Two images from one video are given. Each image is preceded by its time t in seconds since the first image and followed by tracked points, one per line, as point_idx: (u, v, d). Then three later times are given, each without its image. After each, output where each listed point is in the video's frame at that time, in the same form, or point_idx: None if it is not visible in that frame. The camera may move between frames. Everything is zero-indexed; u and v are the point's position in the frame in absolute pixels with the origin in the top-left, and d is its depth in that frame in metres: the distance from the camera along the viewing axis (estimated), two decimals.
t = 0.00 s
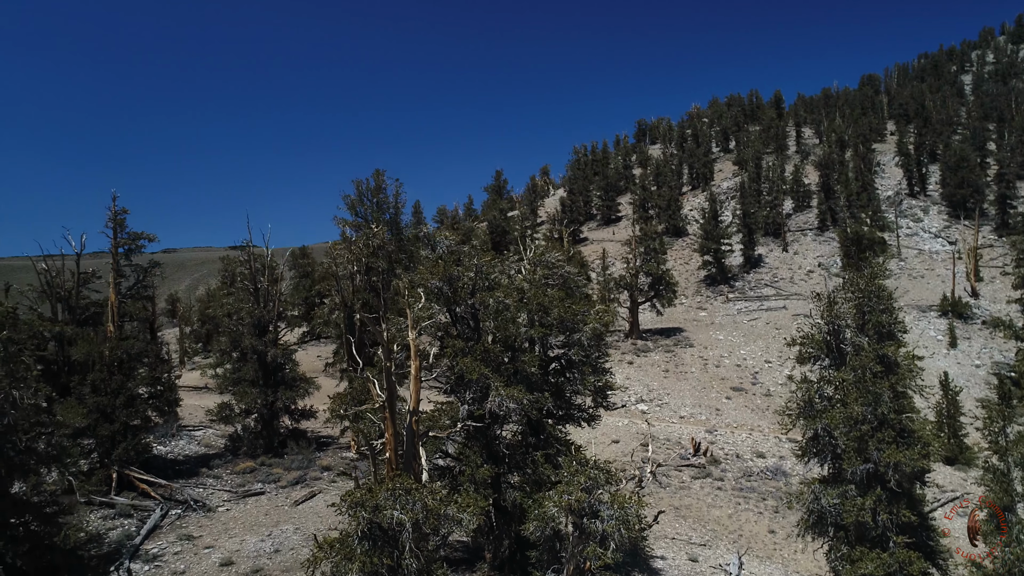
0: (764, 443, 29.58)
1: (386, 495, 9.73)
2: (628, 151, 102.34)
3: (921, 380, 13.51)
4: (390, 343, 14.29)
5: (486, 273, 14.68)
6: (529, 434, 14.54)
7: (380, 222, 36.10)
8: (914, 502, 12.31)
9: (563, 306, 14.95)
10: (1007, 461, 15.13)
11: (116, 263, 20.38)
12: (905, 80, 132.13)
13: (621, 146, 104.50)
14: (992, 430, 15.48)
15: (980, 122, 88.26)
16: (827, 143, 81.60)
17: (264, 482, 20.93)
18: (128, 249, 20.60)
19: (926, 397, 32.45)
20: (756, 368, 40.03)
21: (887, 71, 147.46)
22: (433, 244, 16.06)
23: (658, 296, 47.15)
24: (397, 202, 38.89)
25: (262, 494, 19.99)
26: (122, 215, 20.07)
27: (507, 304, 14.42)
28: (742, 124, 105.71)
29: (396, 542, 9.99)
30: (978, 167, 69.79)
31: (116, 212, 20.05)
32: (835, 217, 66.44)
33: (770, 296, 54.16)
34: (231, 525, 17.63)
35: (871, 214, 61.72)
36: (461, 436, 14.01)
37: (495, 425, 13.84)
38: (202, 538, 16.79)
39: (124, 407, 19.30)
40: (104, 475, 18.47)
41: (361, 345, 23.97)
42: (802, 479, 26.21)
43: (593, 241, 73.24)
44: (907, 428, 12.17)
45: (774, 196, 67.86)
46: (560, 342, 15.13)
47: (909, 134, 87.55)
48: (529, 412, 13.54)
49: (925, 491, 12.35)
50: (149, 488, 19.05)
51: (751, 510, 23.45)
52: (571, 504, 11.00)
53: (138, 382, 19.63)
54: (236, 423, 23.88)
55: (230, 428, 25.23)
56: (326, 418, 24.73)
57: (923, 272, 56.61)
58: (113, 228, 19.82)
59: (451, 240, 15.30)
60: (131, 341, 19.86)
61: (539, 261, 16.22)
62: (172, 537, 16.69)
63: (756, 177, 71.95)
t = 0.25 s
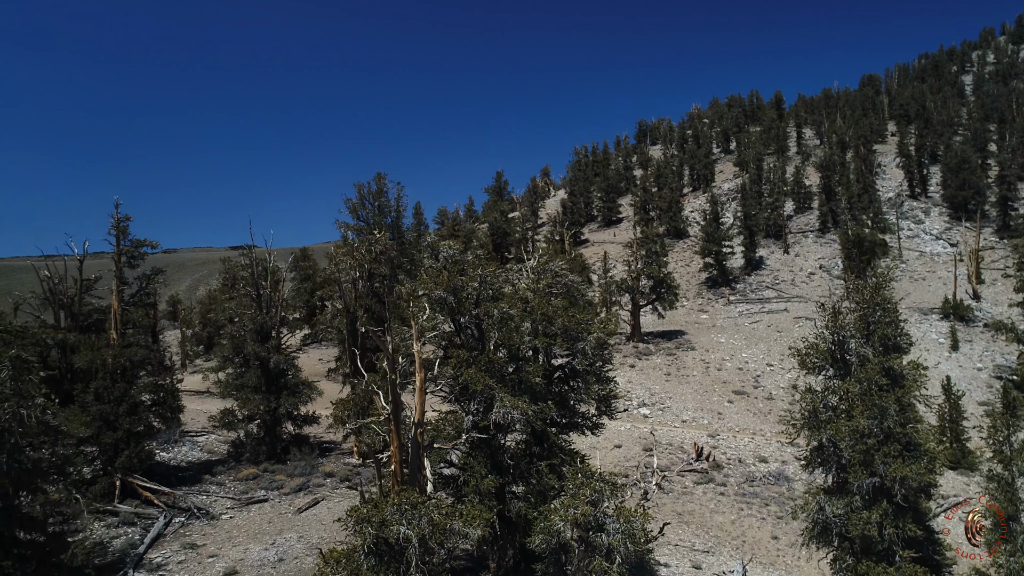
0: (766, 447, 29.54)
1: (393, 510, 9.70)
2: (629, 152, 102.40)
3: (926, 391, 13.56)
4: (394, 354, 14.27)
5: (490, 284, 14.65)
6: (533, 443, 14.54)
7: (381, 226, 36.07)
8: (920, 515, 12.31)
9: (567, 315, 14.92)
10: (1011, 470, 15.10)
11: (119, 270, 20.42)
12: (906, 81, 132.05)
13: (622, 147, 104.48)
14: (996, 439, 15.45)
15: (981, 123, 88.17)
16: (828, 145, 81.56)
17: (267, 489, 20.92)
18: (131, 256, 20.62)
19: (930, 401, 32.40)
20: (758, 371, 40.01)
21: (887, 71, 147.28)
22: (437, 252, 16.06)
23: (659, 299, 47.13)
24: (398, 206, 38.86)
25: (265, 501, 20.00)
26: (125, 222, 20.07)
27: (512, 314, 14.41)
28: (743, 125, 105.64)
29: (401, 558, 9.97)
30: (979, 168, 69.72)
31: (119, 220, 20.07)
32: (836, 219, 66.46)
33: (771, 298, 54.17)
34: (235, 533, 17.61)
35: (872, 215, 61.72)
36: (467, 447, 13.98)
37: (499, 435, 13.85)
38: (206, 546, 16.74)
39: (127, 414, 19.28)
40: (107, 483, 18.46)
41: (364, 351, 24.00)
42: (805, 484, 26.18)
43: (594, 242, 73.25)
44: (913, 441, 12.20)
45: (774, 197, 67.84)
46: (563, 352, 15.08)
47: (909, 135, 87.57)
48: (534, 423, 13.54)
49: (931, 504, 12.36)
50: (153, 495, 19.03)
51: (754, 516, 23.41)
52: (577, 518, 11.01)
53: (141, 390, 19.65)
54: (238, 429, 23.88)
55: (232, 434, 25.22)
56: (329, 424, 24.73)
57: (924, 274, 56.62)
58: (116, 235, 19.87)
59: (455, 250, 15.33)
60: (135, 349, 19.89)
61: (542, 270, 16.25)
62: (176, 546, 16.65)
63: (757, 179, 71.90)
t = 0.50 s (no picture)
0: (767, 450, 29.57)
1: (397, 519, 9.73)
2: (629, 153, 102.42)
3: (927, 398, 13.61)
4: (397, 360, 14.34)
5: (493, 290, 14.71)
6: (536, 449, 14.58)
7: (383, 229, 36.12)
8: (923, 523, 12.34)
9: (569, 321, 14.97)
10: (1014, 476, 15.07)
11: (121, 274, 20.47)
12: (907, 81, 131.98)
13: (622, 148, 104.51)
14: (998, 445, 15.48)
15: (982, 124, 88.13)
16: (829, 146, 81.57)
17: (269, 493, 20.96)
18: (133, 261, 20.68)
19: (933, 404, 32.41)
20: (759, 373, 40.02)
21: (888, 72, 147.22)
22: (440, 259, 16.13)
23: (660, 301, 47.14)
24: (399, 208, 38.89)
25: (267, 506, 20.03)
26: (128, 227, 20.11)
27: (515, 320, 14.45)
28: (744, 126, 105.63)
29: (405, 566, 9.98)
30: (981, 169, 69.69)
31: (122, 224, 20.13)
32: (837, 220, 66.48)
33: (772, 300, 54.20)
34: (237, 538, 17.63)
35: (873, 217, 61.72)
36: (470, 453, 14.01)
37: (502, 441, 13.87)
38: (209, 551, 16.75)
39: (130, 419, 19.31)
40: (110, 487, 18.50)
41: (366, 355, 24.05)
42: (806, 488, 26.19)
43: (595, 244, 73.30)
44: (916, 450, 12.25)
45: (775, 199, 67.82)
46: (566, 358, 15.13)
47: (910, 136, 87.60)
48: (537, 429, 13.57)
49: (933, 512, 12.38)
50: (155, 500, 19.06)
51: (756, 519, 23.42)
52: (580, 526, 11.04)
53: (143, 394, 19.69)
54: (241, 433, 23.92)
55: (235, 437, 25.25)
56: (331, 427, 24.76)
57: (925, 275, 56.64)
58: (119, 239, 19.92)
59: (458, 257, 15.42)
60: (138, 353, 19.94)
61: (545, 276, 16.31)
62: (178, 551, 16.65)
63: (757, 180, 71.92)
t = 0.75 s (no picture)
0: (768, 452, 29.60)
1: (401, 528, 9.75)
2: (629, 154, 102.42)
3: (929, 405, 13.66)
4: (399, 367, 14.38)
5: (496, 297, 14.73)
6: (538, 455, 14.57)
7: (384, 232, 36.11)
8: (925, 532, 12.38)
9: (572, 327, 14.99)
10: (1015, 482, 15.04)
11: (123, 278, 20.48)
12: (907, 82, 132.02)
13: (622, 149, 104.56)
14: (999, 451, 15.50)
15: (982, 125, 88.17)
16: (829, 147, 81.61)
17: (271, 497, 20.97)
18: (135, 265, 20.69)
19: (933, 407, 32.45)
20: (759, 375, 40.03)
21: (888, 73, 147.24)
22: (442, 266, 16.18)
23: (661, 303, 47.11)
24: (400, 210, 38.88)
25: (269, 510, 20.04)
26: (130, 232, 20.09)
27: (517, 327, 14.47)
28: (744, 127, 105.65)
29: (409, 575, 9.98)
30: (981, 171, 69.71)
31: (124, 229, 20.14)
32: (837, 222, 66.49)
33: (772, 301, 54.22)
34: (239, 543, 17.63)
35: (873, 218, 61.78)
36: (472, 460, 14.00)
37: (504, 448, 13.90)
38: (211, 556, 16.74)
39: (132, 424, 19.29)
40: (112, 492, 18.49)
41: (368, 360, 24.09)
42: (807, 491, 26.19)
43: (595, 245, 73.31)
44: (918, 458, 12.30)
45: (775, 200, 67.87)
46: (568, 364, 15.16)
47: (910, 137, 87.64)
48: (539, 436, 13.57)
49: (935, 520, 12.40)
50: (158, 504, 19.05)
51: (757, 523, 23.43)
52: (583, 535, 11.06)
53: (145, 399, 19.70)
54: (242, 437, 23.94)
55: (236, 441, 25.26)
56: (332, 431, 24.79)
57: (925, 277, 56.70)
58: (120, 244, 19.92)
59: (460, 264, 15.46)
60: (140, 358, 19.96)
61: (547, 282, 16.36)
62: (181, 556, 16.62)
63: (758, 181, 71.98)
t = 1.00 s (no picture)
0: (769, 454, 29.61)
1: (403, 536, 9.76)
2: (630, 154, 102.40)
3: (931, 410, 13.67)
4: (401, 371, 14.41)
5: (497, 301, 14.76)
6: (539, 459, 14.59)
7: (384, 233, 36.10)
8: (927, 538, 12.40)
9: (573, 331, 15.00)
10: (1017, 486, 15.02)
11: (125, 281, 20.51)
12: (908, 82, 131.82)
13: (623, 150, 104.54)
14: (1002, 456, 15.48)
15: (983, 125, 88.01)
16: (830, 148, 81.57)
17: (273, 500, 20.99)
18: (137, 268, 20.73)
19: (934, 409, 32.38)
20: (760, 377, 40.02)
21: (890, 73, 147.01)
22: (444, 270, 16.23)
23: (662, 304, 47.09)
24: (401, 212, 38.88)
25: (271, 514, 20.05)
26: (131, 235, 20.10)
27: (519, 332, 14.49)
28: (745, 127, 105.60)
29: None
30: (982, 171, 69.59)
31: (125, 232, 20.15)
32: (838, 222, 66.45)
33: (773, 302, 54.21)
34: (241, 547, 17.63)
35: (874, 219, 61.75)
36: (474, 464, 14.02)
37: (506, 453, 13.91)
38: (213, 560, 16.74)
39: (133, 427, 19.29)
40: (114, 495, 18.51)
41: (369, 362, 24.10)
42: (808, 494, 26.18)
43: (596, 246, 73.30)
44: (920, 464, 12.31)
45: (776, 201, 67.88)
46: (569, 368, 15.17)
47: (911, 138, 87.53)
48: (541, 441, 13.58)
49: (937, 526, 12.40)
50: (159, 508, 19.05)
51: (758, 525, 23.43)
52: (585, 542, 11.06)
53: (146, 403, 19.71)
54: (244, 440, 23.97)
55: (238, 444, 25.30)
56: (334, 434, 24.81)
57: (926, 278, 56.67)
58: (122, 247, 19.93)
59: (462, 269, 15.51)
60: (141, 361, 19.97)
61: (549, 286, 16.39)
62: (182, 560, 16.61)
63: (758, 182, 71.98)
